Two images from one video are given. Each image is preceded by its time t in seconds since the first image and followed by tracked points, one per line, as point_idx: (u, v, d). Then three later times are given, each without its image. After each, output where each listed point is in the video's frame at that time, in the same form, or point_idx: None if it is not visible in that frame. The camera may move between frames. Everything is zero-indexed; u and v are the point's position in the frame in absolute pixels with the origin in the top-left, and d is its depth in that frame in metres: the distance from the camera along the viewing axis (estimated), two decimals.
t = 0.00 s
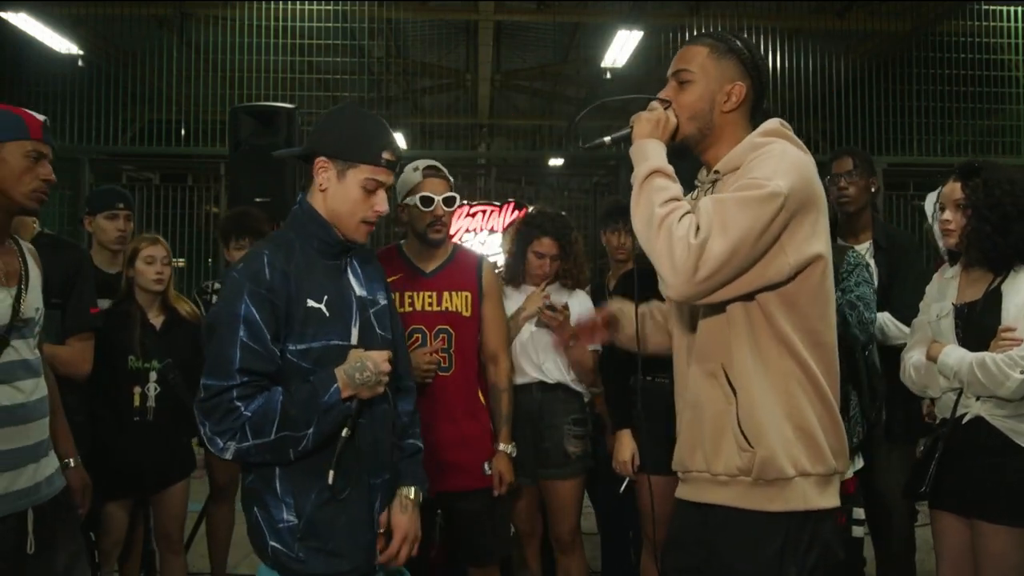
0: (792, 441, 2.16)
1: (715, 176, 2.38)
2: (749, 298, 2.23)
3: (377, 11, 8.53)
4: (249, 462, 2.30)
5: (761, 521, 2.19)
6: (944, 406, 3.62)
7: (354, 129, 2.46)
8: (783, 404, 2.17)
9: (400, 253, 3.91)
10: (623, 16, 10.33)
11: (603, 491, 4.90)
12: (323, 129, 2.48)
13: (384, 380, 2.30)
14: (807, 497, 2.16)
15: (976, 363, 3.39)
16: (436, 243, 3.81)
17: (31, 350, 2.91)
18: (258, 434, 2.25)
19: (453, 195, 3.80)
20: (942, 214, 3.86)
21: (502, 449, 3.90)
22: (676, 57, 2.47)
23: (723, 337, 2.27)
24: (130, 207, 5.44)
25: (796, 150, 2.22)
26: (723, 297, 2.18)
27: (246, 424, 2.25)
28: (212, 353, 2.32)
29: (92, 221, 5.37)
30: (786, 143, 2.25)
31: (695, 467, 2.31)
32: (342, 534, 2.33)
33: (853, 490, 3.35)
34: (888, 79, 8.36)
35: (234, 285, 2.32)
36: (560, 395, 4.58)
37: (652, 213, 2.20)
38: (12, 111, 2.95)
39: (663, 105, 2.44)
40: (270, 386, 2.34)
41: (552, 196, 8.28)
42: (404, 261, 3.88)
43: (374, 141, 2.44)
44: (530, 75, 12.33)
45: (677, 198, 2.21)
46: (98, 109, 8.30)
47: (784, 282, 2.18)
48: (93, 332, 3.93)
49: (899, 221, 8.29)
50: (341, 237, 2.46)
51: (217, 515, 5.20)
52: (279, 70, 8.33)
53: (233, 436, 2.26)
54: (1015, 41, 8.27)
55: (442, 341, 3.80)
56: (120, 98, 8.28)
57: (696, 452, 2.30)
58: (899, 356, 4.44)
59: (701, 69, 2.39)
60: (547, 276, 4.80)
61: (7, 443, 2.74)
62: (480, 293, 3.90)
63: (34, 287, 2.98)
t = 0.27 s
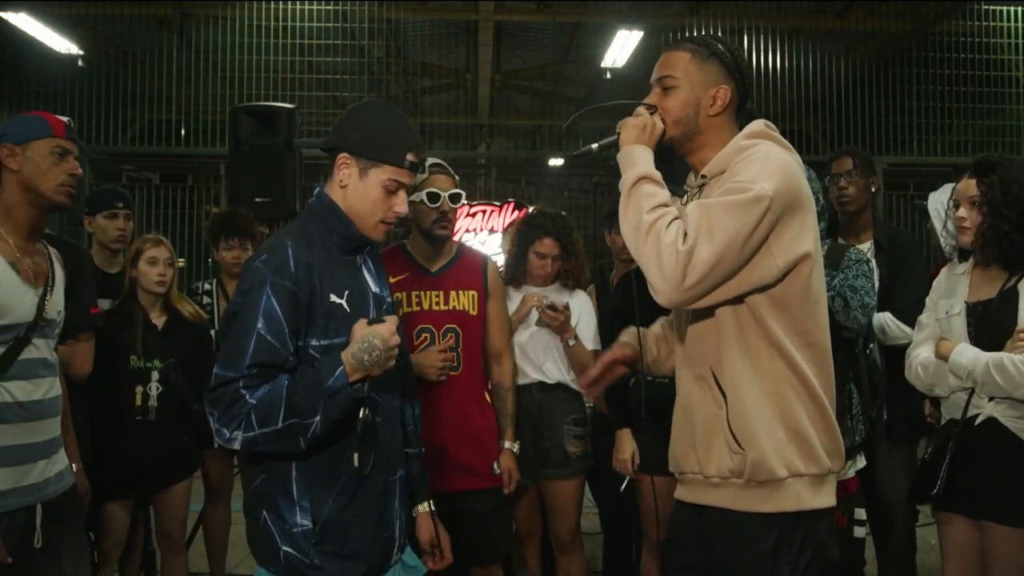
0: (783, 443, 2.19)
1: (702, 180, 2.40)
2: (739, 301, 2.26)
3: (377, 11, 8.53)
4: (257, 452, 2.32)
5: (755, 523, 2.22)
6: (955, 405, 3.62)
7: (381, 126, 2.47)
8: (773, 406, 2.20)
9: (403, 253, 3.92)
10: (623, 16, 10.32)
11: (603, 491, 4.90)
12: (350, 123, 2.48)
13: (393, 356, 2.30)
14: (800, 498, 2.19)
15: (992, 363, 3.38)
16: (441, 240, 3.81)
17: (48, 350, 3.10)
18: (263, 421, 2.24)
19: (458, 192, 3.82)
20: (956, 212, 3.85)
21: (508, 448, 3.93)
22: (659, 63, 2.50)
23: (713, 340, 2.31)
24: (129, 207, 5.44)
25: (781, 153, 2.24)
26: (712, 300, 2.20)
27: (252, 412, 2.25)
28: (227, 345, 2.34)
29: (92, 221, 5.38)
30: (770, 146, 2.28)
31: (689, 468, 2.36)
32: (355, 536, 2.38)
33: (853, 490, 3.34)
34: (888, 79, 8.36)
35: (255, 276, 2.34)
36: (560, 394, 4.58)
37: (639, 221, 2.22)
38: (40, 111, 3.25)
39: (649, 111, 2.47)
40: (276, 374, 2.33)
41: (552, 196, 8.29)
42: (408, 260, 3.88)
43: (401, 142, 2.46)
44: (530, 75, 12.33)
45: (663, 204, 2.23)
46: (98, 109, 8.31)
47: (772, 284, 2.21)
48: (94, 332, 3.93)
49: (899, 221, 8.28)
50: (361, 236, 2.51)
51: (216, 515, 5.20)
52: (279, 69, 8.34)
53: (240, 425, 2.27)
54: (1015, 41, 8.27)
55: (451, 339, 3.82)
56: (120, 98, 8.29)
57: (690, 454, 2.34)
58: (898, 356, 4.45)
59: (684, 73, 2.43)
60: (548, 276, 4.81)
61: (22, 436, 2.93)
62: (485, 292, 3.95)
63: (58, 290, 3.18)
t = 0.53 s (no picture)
0: (782, 438, 2.19)
1: (703, 172, 2.41)
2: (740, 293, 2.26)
3: (377, 11, 8.53)
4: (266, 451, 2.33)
5: (755, 519, 2.23)
6: (961, 406, 3.67)
7: (403, 139, 2.56)
8: (771, 399, 2.21)
9: (418, 252, 3.89)
10: (623, 16, 10.33)
11: (603, 492, 4.90)
12: (372, 136, 2.56)
13: (405, 359, 2.31)
14: (799, 493, 2.19)
15: (1008, 366, 3.40)
16: (457, 242, 3.85)
17: (61, 352, 3.18)
18: (275, 421, 2.27)
19: (475, 194, 3.92)
20: (969, 211, 3.81)
21: (524, 447, 4.01)
22: (665, 60, 2.52)
23: (714, 333, 2.31)
24: (130, 207, 5.44)
25: (781, 145, 2.26)
26: (710, 290, 2.20)
27: (263, 413, 2.27)
28: (242, 345, 2.36)
29: (92, 221, 5.38)
30: (772, 139, 2.29)
31: (694, 459, 2.38)
32: (369, 539, 2.42)
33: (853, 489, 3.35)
34: (889, 79, 8.36)
35: (274, 278, 2.36)
36: (560, 395, 4.58)
37: (637, 203, 2.22)
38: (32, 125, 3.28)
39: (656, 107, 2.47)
40: (288, 375, 2.35)
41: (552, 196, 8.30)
42: (423, 259, 3.87)
43: (422, 155, 2.55)
44: (530, 75, 12.34)
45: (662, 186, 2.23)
46: (98, 109, 8.31)
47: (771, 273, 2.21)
48: (95, 333, 3.95)
49: (898, 221, 8.27)
50: (377, 245, 2.57)
51: (216, 514, 5.20)
52: (279, 70, 8.34)
53: (249, 425, 2.29)
54: (1015, 41, 8.27)
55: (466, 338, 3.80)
56: (121, 98, 8.29)
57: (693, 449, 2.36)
58: (898, 356, 4.45)
59: (690, 70, 2.44)
60: (549, 276, 4.81)
61: (31, 434, 3.01)
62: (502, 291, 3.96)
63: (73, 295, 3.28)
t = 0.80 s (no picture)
0: (778, 441, 2.23)
1: (700, 177, 2.46)
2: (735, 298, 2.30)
3: (377, 11, 8.53)
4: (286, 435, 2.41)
5: (751, 520, 2.27)
6: (965, 406, 3.70)
7: (421, 135, 2.62)
8: (767, 403, 2.25)
9: (435, 253, 3.92)
10: (623, 16, 10.32)
11: (602, 492, 4.90)
12: (389, 132, 2.63)
13: (426, 359, 2.40)
14: (794, 496, 2.24)
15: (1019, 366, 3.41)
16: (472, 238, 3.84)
17: (67, 351, 3.15)
18: (299, 405, 2.35)
19: (488, 190, 3.80)
20: (979, 207, 3.80)
21: (540, 451, 3.95)
22: (654, 66, 2.55)
23: (709, 338, 2.36)
24: (130, 207, 5.45)
25: (774, 149, 2.29)
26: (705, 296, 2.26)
27: (287, 397, 2.35)
28: (266, 330, 2.42)
29: (92, 221, 5.39)
30: (766, 144, 2.33)
31: (688, 462, 2.43)
32: (375, 532, 2.47)
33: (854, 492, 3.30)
34: (889, 79, 8.36)
35: (298, 266, 2.43)
36: (559, 394, 4.58)
37: (630, 214, 2.29)
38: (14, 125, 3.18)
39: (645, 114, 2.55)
40: (312, 361, 2.42)
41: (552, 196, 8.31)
42: (439, 259, 3.89)
43: (437, 150, 2.61)
44: (530, 75, 12.34)
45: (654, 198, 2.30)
46: (98, 109, 8.30)
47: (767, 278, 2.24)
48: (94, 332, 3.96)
49: (898, 221, 8.26)
50: (396, 240, 2.63)
51: (215, 514, 5.20)
52: (278, 69, 8.33)
53: (274, 408, 2.36)
54: (1015, 41, 8.28)
55: (482, 339, 3.81)
56: (121, 98, 8.28)
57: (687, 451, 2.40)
58: (898, 356, 4.45)
59: (676, 75, 2.49)
60: (549, 276, 4.81)
61: (24, 433, 3.01)
62: (519, 290, 3.96)
63: (83, 292, 3.25)
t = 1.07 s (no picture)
0: (765, 440, 2.25)
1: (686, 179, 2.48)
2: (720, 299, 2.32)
3: (377, 11, 8.52)
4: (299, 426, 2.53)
5: (741, 518, 2.28)
6: (965, 407, 3.70)
7: (442, 142, 2.69)
8: (754, 402, 2.26)
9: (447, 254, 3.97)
10: (624, 16, 10.31)
11: (602, 492, 4.91)
12: (417, 142, 2.71)
13: (435, 378, 2.49)
14: (781, 494, 2.25)
15: None
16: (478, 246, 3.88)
17: (62, 349, 3.08)
18: (308, 401, 2.47)
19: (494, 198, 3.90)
20: (983, 207, 3.79)
21: (548, 453, 3.89)
22: (640, 71, 2.62)
23: (695, 338, 2.37)
24: (131, 207, 5.45)
25: (760, 150, 2.31)
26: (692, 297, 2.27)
27: (297, 391, 2.48)
28: (282, 326, 2.54)
29: (93, 221, 5.39)
30: (751, 145, 2.35)
31: (675, 463, 2.44)
32: (390, 522, 2.50)
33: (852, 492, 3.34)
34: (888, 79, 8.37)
35: (314, 267, 2.55)
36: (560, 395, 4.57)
37: (618, 216, 2.31)
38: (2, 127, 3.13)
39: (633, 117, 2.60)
40: (326, 360, 2.55)
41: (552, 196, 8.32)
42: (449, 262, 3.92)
43: (455, 160, 2.66)
44: (530, 75, 12.34)
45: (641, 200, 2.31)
46: (98, 109, 8.29)
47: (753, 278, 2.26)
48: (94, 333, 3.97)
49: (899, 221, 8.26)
50: (421, 247, 2.67)
51: (217, 514, 5.20)
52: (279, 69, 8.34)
53: (285, 401, 2.49)
54: (1015, 41, 8.31)
55: (488, 339, 3.81)
56: (121, 98, 8.27)
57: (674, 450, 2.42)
58: (898, 356, 4.46)
59: (661, 80, 2.55)
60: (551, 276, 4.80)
61: (13, 432, 3.00)
62: (528, 292, 3.96)
63: (86, 288, 3.15)
